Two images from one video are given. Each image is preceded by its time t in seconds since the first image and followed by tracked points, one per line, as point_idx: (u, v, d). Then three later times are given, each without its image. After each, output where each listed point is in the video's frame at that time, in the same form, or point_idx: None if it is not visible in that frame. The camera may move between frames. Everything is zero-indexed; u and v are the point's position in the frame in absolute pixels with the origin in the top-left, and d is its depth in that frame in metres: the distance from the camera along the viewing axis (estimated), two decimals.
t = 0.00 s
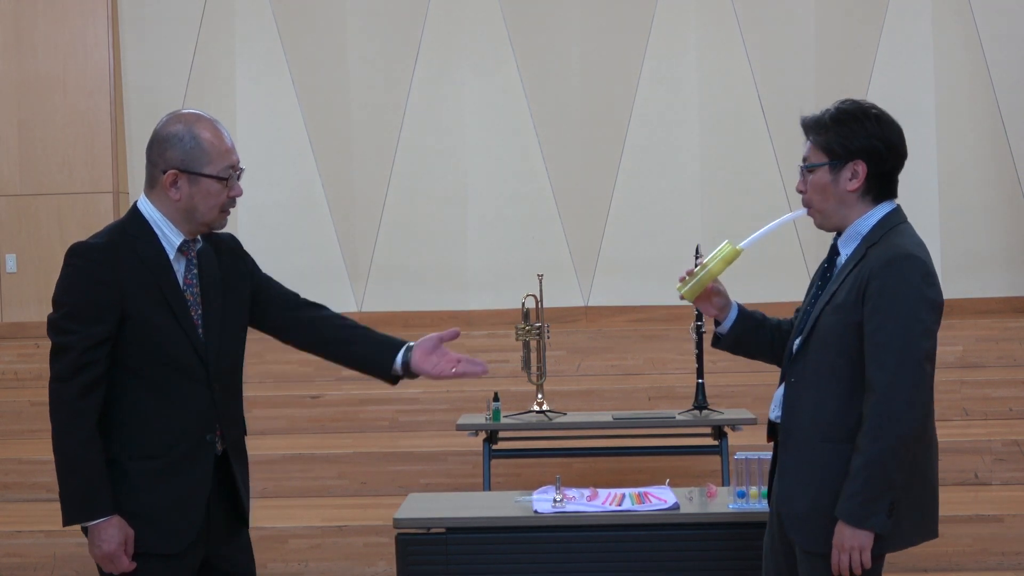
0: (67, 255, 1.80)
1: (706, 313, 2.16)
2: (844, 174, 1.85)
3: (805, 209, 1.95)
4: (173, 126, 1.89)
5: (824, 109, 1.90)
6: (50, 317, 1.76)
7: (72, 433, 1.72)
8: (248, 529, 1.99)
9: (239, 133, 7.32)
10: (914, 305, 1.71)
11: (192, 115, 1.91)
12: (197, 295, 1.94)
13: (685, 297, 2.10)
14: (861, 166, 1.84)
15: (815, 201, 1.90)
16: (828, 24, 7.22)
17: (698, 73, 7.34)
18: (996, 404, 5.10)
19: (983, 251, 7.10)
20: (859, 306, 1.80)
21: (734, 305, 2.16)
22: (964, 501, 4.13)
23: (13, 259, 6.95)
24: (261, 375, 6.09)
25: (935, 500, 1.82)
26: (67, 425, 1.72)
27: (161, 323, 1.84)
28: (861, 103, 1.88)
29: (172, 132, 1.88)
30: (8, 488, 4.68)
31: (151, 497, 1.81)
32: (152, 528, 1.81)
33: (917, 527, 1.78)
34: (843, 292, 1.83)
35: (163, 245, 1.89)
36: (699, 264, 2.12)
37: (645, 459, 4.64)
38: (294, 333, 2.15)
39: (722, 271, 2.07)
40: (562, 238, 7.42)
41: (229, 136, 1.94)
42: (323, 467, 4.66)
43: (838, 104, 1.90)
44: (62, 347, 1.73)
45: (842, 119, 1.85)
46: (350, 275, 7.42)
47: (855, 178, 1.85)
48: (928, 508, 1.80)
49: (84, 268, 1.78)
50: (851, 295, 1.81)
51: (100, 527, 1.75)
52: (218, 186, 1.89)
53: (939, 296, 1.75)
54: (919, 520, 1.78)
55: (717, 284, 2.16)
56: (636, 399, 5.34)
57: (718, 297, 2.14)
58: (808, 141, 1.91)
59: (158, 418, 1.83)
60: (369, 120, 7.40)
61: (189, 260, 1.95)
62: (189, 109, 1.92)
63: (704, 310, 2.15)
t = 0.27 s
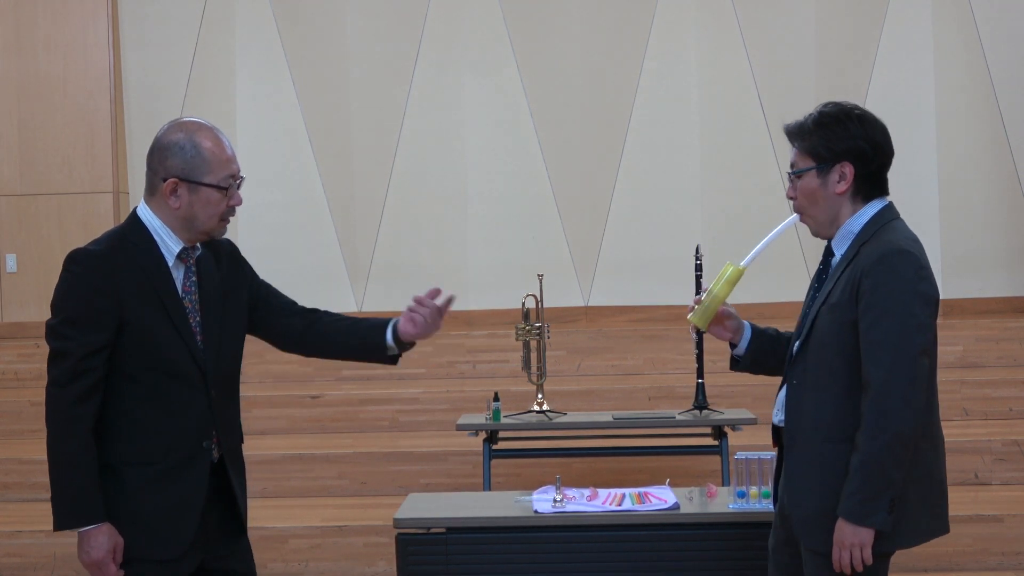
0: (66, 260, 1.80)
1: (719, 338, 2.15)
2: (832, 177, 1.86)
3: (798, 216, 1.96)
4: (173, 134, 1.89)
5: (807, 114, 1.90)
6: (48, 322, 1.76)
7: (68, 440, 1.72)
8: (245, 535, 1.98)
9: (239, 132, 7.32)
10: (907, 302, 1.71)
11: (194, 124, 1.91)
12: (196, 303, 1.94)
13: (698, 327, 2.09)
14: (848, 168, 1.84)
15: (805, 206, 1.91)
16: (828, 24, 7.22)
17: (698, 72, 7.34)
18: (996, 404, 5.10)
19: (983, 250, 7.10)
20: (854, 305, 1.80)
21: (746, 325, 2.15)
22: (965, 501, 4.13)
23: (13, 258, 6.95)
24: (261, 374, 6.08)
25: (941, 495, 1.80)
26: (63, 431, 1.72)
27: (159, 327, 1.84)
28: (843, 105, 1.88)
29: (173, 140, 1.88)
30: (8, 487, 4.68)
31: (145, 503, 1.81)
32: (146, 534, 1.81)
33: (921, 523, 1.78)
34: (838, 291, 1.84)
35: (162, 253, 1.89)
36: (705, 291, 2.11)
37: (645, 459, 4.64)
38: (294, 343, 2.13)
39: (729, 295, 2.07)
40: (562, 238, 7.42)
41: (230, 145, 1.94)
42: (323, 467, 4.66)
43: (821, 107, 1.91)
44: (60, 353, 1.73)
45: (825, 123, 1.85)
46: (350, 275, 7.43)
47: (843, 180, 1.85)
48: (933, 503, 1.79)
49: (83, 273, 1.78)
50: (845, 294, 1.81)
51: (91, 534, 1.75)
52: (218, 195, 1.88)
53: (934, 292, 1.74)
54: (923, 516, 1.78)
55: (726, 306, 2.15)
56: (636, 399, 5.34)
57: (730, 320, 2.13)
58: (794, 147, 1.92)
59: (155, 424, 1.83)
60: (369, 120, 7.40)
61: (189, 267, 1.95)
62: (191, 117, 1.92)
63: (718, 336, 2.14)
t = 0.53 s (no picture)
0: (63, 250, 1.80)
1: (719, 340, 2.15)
2: (827, 174, 1.86)
3: (793, 212, 1.96)
4: (167, 121, 1.88)
5: (802, 111, 1.90)
6: (47, 313, 1.76)
7: (70, 429, 1.72)
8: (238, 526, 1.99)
9: (239, 133, 7.32)
10: (902, 296, 1.71)
11: (187, 110, 1.90)
12: (193, 290, 1.94)
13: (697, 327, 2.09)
14: (844, 164, 1.84)
15: (801, 203, 1.90)
16: (828, 25, 7.22)
17: (698, 73, 7.34)
18: (996, 404, 5.10)
19: (984, 251, 7.09)
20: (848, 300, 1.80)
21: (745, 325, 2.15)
22: (965, 501, 4.13)
23: (13, 258, 6.95)
24: (261, 374, 6.05)
25: (934, 492, 1.81)
26: (65, 420, 1.72)
27: (158, 317, 1.84)
28: (838, 101, 1.88)
29: (167, 128, 1.87)
30: (8, 487, 4.68)
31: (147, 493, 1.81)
32: (150, 524, 1.81)
33: (914, 524, 1.77)
34: (831, 286, 1.84)
35: (160, 241, 1.90)
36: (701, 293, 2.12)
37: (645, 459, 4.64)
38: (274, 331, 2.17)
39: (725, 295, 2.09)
40: (563, 238, 7.42)
41: (223, 131, 1.94)
42: (323, 467, 4.66)
43: (816, 104, 1.91)
44: (60, 342, 1.73)
45: (820, 119, 1.85)
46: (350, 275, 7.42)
47: (839, 177, 1.85)
48: (926, 504, 1.79)
49: (82, 262, 1.78)
50: (840, 289, 1.81)
51: (99, 521, 1.75)
52: (213, 181, 1.88)
53: (928, 288, 1.75)
54: (917, 513, 1.77)
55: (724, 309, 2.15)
56: (636, 399, 5.35)
57: (728, 320, 2.13)
58: (789, 144, 1.91)
59: (155, 413, 1.83)
60: (369, 121, 7.40)
61: (185, 255, 1.95)
62: (184, 104, 1.91)
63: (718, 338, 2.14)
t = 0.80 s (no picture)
0: (61, 245, 1.79)
1: (704, 328, 2.15)
2: (829, 167, 1.85)
3: (791, 204, 1.96)
4: (155, 114, 1.88)
5: (810, 102, 1.90)
6: (47, 309, 1.75)
7: (72, 424, 1.72)
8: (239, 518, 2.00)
9: (239, 132, 7.32)
10: (896, 292, 1.71)
11: (173, 102, 1.90)
12: (192, 282, 1.94)
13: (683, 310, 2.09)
14: (846, 160, 1.84)
15: (799, 195, 1.90)
16: (828, 25, 7.22)
17: (699, 73, 7.34)
18: (996, 404, 5.10)
19: (984, 250, 7.09)
20: (841, 295, 1.80)
21: (731, 316, 2.15)
22: (965, 501, 4.13)
23: (13, 258, 6.95)
24: (261, 374, 6.06)
25: (916, 490, 1.82)
26: (68, 415, 1.72)
27: (158, 310, 1.84)
28: (847, 96, 1.88)
29: (155, 120, 1.86)
30: (8, 488, 4.68)
31: (150, 486, 1.82)
32: (155, 517, 1.82)
33: (898, 521, 1.78)
34: (824, 280, 1.84)
35: (156, 235, 1.89)
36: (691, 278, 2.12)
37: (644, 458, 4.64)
38: (272, 307, 2.13)
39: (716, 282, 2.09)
40: (562, 238, 7.42)
41: (211, 120, 1.94)
42: (323, 467, 4.66)
43: (824, 97, 1.90)
44: (61, 337, 1.72)
45: (828, 112, 1.85)
46: (350, 274, 7.42)
47: (841, 172, 1.85)
48: (908, 501, 1.80)
49: (81, 257, 1.77)
50: (832, 284, 1.81)
51: (105, 515, 1.74)
52: (205, 169, 1.88)
53: (922, 286, 1.75)
54: (902, 510, 1.78)
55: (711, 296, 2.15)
56: (636, 399, 5.34)
57: (715, 308, 2.12)
58: (794, 134, 1.91)
59: (157, 405, 1.83)
60: (369, 121, 7.40)
61: (181, 247, 1.94)
62: (170, 96, 1.90)
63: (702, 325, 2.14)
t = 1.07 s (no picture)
0: (63, 244, 1.78)
1: (691, 314, 2.14)
2: (832, 163, 1.85)
3: (788, 196, 1.95)
4: (146, 112, 1.88)
5: (818, 97, 1.89)
6: (51, 308, 1.74)
7: (79, 424, 1.71)
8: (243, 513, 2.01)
9: (240, 132, 7.31)
10: (892, 289, 1.71)
11: (163, 99, 1.90)
12: (192, 278, 1.95)
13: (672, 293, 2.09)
14: (849, 157, 1.84)
15: (799, 188, 1.90)
16: (828, 25, 7.23)
17: (699, 73, 7.34)
18: (996, 404, 5.10)
19: (984, 250, 7.09)
20: (836, 291, 1.80)
21: (719, 304, 2.15)
22: (965, 501, 4.13)
23: (13, 258, 6.95)
24: (262, 374, 6.06)
25: (906, 488, 1.82)
26: (75, 414, 1.71)
27: (161, 307, 1.84)
28: (856, 94, 1.88)
29: (148, 118, 1.87)
30: (8, 488, 4.68)
31: (157, 482, 1.82)
32: (163, 513, 1.82)
33: (889, 519, 1.78)
34: (820, 275, 1.84)
35: (157, 232, 1.89)
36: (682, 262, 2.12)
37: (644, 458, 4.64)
38: (259, 295, 2.13)
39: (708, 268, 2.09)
40: (562, 238, 7.42)
41: (203, 114, 1.94)
42: (323, 467, 4.66)
43: (832, 93, 1.90)
44: (66, 336, 1.71)
45: (835, 107, 1.84)
46: (350, 274, 7.42)
47: (843, 168, 1.85)
48: (899, 498, 1.80)
49: (84, 255, 1.76)
50: (828, 280, 1.81)
51: (110, 515, 1.73)
52: (201, 163, 1.89)
53: (917, 283, 1.75)
54: (893, 507, 1.79)
55: (701, 283, 2.15)
56: (635, 399, 5.34)
57: (704, 294, 2.12)
58: (799, 127, 1.90)
59: (163, 402, 1.83)
60: (369, 121, 7.40)
61: (182, 244, 1.96)
62: (159, 93, 1.90)
63: (689, 311, 2.13)
